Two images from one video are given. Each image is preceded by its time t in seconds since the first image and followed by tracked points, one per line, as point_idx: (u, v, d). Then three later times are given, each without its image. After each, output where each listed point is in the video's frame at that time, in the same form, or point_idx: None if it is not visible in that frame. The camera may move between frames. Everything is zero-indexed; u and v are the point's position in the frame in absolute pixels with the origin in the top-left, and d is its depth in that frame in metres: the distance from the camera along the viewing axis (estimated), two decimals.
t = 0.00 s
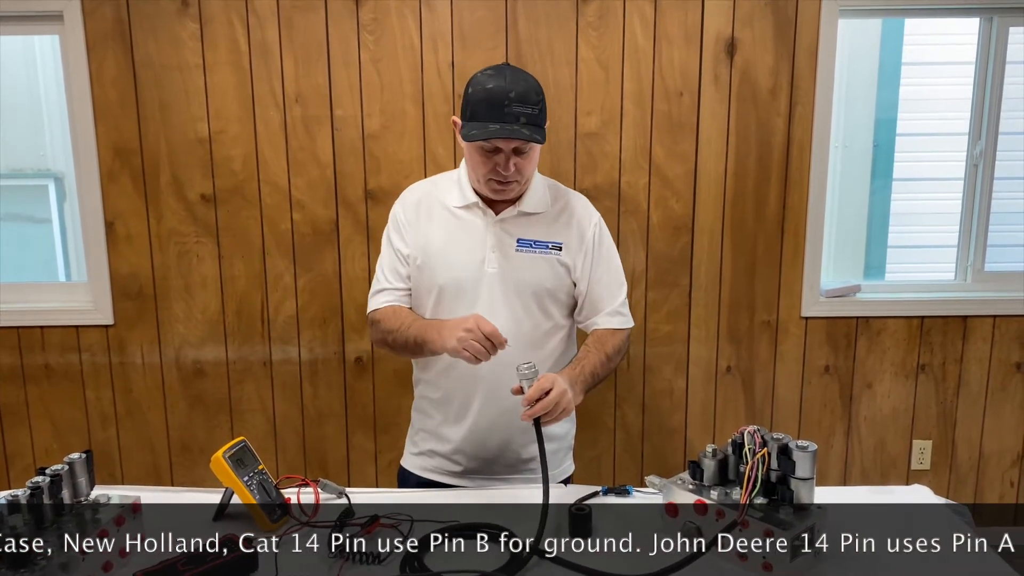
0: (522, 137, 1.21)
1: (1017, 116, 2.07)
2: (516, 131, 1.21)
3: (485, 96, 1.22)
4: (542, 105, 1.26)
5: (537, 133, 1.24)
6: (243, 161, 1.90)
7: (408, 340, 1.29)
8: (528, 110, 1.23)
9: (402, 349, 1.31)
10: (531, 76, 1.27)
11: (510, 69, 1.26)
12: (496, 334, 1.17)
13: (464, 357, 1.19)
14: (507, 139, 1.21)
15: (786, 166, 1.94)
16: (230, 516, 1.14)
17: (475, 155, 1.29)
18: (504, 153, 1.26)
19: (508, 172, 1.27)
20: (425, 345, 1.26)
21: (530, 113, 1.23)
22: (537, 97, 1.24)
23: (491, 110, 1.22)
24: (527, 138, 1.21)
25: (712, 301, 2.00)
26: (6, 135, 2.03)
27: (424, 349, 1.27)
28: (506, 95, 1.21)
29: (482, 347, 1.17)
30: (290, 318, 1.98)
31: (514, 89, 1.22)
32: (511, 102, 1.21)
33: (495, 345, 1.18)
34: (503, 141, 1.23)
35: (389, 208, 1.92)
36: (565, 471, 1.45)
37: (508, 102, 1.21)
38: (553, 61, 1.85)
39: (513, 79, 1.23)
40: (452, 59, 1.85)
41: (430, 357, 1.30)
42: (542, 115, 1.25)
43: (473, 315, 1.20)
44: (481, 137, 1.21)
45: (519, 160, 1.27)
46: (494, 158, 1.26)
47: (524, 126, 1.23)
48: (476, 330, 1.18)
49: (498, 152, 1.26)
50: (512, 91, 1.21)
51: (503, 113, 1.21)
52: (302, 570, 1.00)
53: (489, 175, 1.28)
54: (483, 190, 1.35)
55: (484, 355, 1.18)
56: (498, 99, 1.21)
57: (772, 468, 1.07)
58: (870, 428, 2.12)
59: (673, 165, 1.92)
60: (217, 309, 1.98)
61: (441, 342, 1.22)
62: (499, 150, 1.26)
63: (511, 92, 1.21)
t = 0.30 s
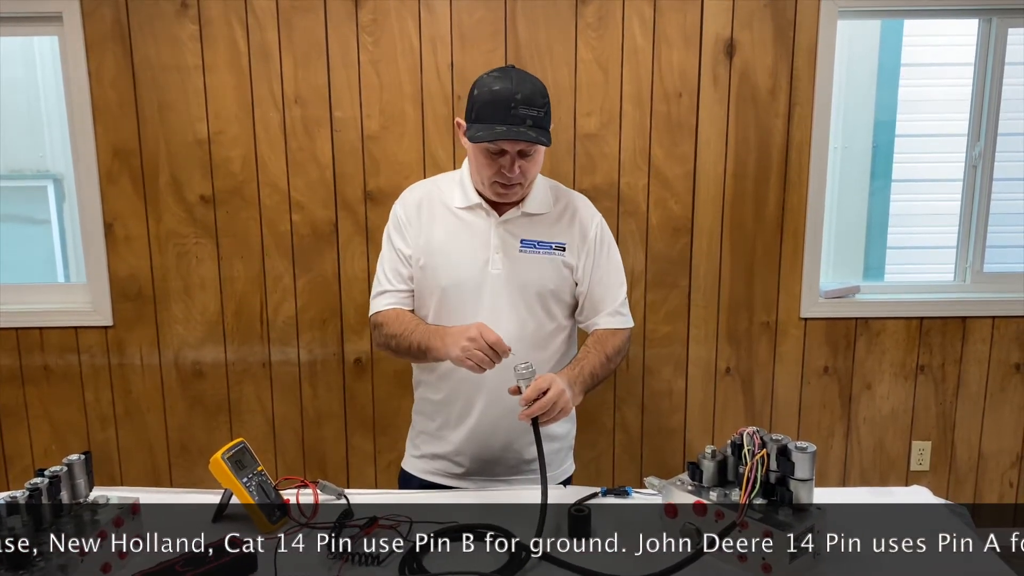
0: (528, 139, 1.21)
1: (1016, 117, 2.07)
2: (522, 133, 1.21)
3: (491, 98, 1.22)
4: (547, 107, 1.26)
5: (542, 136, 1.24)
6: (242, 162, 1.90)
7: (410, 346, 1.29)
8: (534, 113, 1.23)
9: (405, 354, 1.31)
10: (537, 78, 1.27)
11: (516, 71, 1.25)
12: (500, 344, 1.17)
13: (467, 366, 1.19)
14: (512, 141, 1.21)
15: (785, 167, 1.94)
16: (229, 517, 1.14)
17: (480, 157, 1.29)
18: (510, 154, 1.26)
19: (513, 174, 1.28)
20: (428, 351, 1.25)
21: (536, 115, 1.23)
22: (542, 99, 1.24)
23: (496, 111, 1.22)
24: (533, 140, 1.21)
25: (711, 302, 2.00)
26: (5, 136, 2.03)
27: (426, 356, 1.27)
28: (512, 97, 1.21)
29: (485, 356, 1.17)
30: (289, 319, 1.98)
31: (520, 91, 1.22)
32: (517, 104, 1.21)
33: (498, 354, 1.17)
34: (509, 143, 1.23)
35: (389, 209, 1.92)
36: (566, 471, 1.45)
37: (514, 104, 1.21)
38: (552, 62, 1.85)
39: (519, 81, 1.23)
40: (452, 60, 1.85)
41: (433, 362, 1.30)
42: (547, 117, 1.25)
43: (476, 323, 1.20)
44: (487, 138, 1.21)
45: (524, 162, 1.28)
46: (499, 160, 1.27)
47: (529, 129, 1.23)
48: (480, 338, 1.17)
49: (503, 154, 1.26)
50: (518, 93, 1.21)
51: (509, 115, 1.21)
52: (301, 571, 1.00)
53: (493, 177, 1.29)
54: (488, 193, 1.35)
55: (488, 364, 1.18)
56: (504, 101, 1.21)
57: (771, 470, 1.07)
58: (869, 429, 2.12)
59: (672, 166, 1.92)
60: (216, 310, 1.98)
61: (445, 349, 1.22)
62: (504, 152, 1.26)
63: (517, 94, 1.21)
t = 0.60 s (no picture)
0: (523, 142, 1.21)
1: (1015, 119, 2.08)
2: (518, 136, 1.21)
3: (487, 100, 1.22)
4: (545, 110, 1.26)
5: (538, 139, 1.24)
6: (241, 163, 1.90)
7: (409, 349, 1.29)
8: (530, 115, 1.23)
9: (404, 357, 1.31)
10: (534, 80, 1.27)
11: (513, 73, 1.26)
12: (496, 351, 1.16)
13: (466, 371, 1.19)
14: (508, 144, 1.22)
15: (784, 168, 1.94)
16: (228, 518, 1.14)
17: (477, 160, 1.29)
18: (505, 157, 1.26)
19: (509, 176, 1.27)
20: (428, 355, 1.26)
21: (532, 118, 1.23)
22: (539, 102, 1.24)
23: (492, 114, 1.22)
24: (528, 144, 1.21)
25: (710, 303, 2.00)
26: (3, 137, 2.03)
27: (425, 359, 1.27)
28: (508, 100, 1.21)
29: (483, 363, 1.17)
30: (288, 320, 1.98)
31: (516, 95, 1.22)
32: (513, 107, 1.21)
33: (495, 360, 1.17)
34: (505, 146, 1.23)
35: (388, 210, 1.92)
36: (566, 474, 1.45)
37: (510, 107, 1.21)
38: (552, 63, 1.85)
39: (515, 84, 1.23)
40: (451, 62, 1.85)
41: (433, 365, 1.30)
42: (544, 120, 1.25)
43: (470, 331, 1.19)
44: (483, 142, 1.22)
45: (521, 165, 1.27)
46: (495, 162, 1.26)
47: (525, 132, 1.23)
48: (473, 347, 1.17)
49: (499, 156, 1.26)
50: (514, 96, 1.22)
51: (504, 118, 1.22)
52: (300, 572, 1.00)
53: (490, 179, 1.29)
54: (486, 195, 1.35)
55: (486, 370, 1.18)
56: (500, 105, 1.21)
57: (770, 471, 1.07)
58: (869, 430, 2.12)
59: (671, 167, 1.93)
60: (215, 311, 1.98)
61: (443, 354, 1.22)
62: (500, 155, 1.26)
63: (513, 97, 1.22)
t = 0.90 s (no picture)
0: (520, 147, 1.22)
1: (1014, 119, 2.08)
2: (514, 141, 1.21)
3: (484, 104, 1.22)
4: (542, 112, 1.25)
5: (536, 142, 1.24)
6: (240, 164, 1.90)
7: (409, 352, 1.29)
8: (527, 119, 1.23)
9: (407, 361, 1.31)
10: (531, 81, 1.26)
11: (510, 75, 1.25)
12: (499, 358, 1.15)
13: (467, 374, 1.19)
14: (505, 148, 1.22)
15: (783, 168, 1.94)
16: (227, 520, 1.13)
17: (474, 163, 1.29)
18: (502, 160, 1.26)
19: (507, 179, 1.27)
20: (432, 359, 1.26)
21: (529, 122, 1.23)
22: (537, 104, 1.24)
23: (490, 118, 1.22)
24: (525, 148, 1.22)
25: (709, 304, 2.00)
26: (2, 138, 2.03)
27: (429, 364, 1.27)
28: (505, 104, 1.21)
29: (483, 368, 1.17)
30: (287, 321, 1.98)
31: (513, 98, 1.22)
32: (510, 110, 1.21)
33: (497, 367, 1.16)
34: (502, 149, 1.23)
35: (387, 211, 1.91)
36: (565, 474, 1.45)
37: (507, 111, 1.21)
38: (551, 64, 1.85)
39: (513, 87, 1.23)
40: (450, 62, 1.85)
41: (437, 369, 1.30)
42: (542, 122, 1.25)
43: (471, 339, 1.19)
44: (480, 146, 1.22)
45: (518, 168, 1.27)
46: (492, 165, 1.26)
47: (522, 135, 1.23)
48: (475, 354, 1.17)
49: (497, 159, 1.26)
50: (510, 99, 1.21)
51: (501, 122, 1.22)
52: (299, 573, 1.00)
53: (488, 181, 1.29)
54: (484, 196, 1.35)
55: (486, 377, 1.18)
56: (497, 108, 1.21)
57: (769, 472, 1.06)
58: (868, 430, 2.12)
59: (670, 168, 1.93)
60: (214, 312, 1.98)
61: (449, 360, 1.23)
62: (497, 158, 1.26)
63: (510, 100, 1.21)
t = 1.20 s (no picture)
0: (522, 150, 1.22)
1: (1014, 121, 2.08)
2: (517, 144, 1.21)
3: (487, 107, 1.22)
4: (545, 116, 1.26)
5: (537, 146, 1.24)
6: (239, 165, 1.90)
7: (405, 352, 1.29)
8: (529, 122, 1.23)
9: (402, 362, 1.31)
10: (534, 85, 1.26)
11: (514, 78, 1.25)
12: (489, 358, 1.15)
13: (459, 375, 1.20)
14: (507, 151, 1.22)
15: (783, 169, 1.95)
16: (226, 521, 1.13)
17: (475, 164, 1.29)
18: (504, 163, 1.26)
19: (508, 181, 1.27)
20: (427, 359, 1.26)
21: (532, 125, 1.23)
22: (539, 108, 1.24)
23: (492, 121, 1.22)
24: (527, 151, 1.22)
25: (709, 305, 2.00)
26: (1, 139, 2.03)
27: (425, 364, 1.28)
28: (508, 107, 1.21)
29: (474, 372, 1.17)
30: (286, 322, 1.98)
31: (516, 101, 1.22)
32: (512, 113, 1.21)
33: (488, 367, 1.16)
34: (504, 152, 1.23)
35: (386, 212, 1.92)
36: (563, 475, 1.45)
37: (510, 114, 1.21)
38: (550, 65, 1.85)
39: (515, 90, 1.23)
40: (449, 63, 1.85)
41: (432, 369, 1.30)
42: (544, 126, 1.25)
43: (459, 343, 1.19)
44: (481, 149, 1.22)
45: (520, 170, 1.27)
46: (494, 167, 1.27)
47: (525, 139, 1.23)
48: (465, 358, 1.17)
49: (499, 162, 1.26)
50: (513, 102, 1.21)
51: (503, 125, 1.22)
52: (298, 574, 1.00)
53: (489, 183, 1.29)
54: (485, 198, 1.35)
55: (478, 378, 1.18)
56: (499, 111, 1.21)
57: (769, 473, 1.06)
58: (867, 431, 2.12)
59: (669, 169, 1.93)
60: (213, 313, 1.98)
61: (443, 360, 1.23)
62: (499, 160, 1.26)
63: (513, 104, 1.21)
